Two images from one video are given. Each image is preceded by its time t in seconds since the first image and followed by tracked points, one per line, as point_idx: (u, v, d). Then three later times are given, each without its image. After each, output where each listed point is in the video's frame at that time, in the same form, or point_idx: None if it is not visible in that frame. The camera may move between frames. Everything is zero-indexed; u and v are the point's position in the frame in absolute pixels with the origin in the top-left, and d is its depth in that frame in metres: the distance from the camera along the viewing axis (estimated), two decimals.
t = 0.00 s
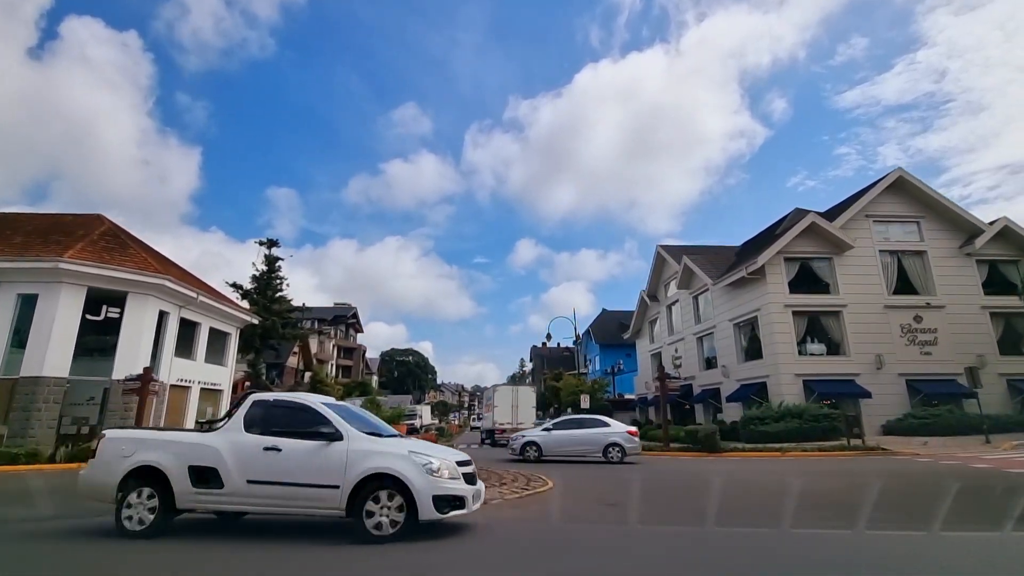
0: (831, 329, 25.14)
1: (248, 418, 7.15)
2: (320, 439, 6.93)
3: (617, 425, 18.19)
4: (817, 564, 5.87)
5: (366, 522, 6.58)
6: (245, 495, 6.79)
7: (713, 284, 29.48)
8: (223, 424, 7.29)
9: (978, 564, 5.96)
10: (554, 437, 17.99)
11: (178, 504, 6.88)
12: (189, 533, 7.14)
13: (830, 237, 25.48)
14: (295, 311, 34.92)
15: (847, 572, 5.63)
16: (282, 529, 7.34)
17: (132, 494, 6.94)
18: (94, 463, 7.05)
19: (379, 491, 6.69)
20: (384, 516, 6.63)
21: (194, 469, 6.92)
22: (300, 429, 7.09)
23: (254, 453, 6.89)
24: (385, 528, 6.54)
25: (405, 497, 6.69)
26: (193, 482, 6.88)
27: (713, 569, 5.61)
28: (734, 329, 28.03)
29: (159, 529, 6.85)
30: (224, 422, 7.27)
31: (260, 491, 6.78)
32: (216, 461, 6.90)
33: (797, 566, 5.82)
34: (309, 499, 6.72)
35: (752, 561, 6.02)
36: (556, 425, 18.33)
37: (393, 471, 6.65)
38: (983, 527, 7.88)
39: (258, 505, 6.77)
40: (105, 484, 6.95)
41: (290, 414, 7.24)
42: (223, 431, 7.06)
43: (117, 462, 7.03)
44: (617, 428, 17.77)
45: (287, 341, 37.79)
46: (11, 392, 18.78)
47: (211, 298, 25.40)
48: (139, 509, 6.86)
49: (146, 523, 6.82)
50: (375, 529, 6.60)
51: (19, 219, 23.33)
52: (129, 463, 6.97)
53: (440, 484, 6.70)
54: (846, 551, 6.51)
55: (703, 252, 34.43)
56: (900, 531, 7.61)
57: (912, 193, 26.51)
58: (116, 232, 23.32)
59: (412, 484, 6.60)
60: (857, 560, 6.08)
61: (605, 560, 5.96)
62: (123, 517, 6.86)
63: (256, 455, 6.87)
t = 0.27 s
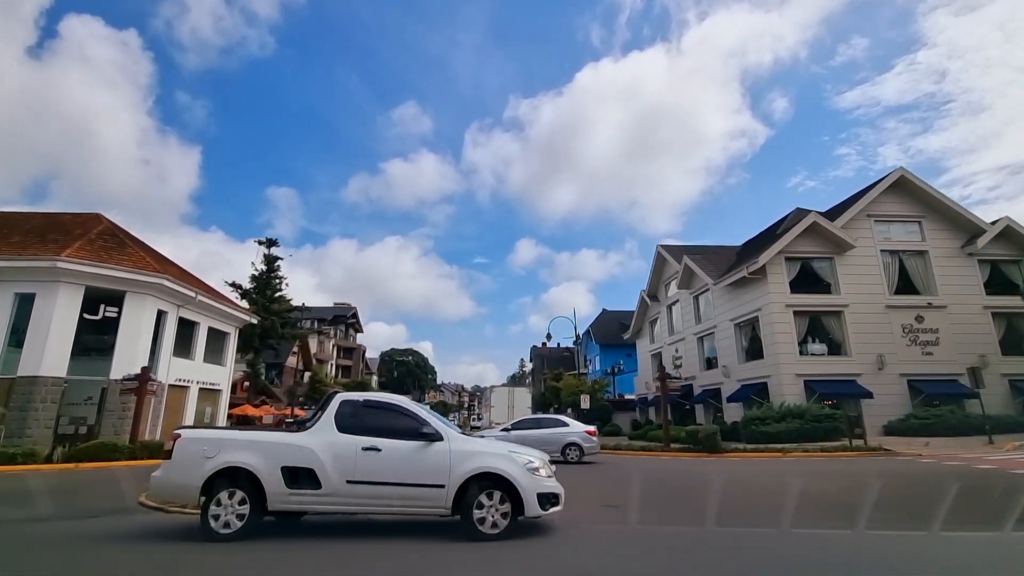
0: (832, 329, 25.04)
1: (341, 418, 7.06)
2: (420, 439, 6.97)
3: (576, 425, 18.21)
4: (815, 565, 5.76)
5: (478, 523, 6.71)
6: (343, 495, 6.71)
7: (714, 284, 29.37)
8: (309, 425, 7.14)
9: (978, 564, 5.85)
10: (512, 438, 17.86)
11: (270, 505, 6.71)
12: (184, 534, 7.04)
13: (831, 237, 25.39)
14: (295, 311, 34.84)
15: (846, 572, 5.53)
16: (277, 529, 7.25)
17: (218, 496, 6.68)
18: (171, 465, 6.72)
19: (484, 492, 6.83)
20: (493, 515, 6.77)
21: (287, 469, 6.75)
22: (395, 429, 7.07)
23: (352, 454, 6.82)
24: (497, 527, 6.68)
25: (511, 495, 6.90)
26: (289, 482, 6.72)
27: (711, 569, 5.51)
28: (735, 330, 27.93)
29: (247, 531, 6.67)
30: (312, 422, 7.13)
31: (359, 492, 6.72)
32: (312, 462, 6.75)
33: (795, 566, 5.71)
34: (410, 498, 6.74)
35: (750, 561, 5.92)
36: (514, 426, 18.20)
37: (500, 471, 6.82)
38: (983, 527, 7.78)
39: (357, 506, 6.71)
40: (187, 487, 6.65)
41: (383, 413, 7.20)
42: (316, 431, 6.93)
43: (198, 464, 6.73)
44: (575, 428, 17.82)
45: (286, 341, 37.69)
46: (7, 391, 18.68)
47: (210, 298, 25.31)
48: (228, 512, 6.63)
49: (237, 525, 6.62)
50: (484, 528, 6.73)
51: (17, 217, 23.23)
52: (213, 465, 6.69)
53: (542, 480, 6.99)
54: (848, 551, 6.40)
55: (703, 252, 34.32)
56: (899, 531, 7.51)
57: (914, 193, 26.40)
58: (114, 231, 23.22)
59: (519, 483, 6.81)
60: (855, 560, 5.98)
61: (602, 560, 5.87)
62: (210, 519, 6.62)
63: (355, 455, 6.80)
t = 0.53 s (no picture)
0: (833, 329, 24.98)
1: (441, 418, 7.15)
2: (520, 440, 7.12)
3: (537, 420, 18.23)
4: (815, 565, 5.70)
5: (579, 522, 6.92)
6: (450, 494, 6.82)
7: (714, 284, 29.33)
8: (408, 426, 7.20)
9: (978, 564, 5.79)
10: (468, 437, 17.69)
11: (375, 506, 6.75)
12: (181, 534, 6.98)
13: (833, 237, 25.30)
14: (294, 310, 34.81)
15: (846, 572, 5.46)
16: (276, 530, 7.21)
17: (322, 495, 6.66)
18: (272, 464, 6.64)
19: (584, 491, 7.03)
20: (592, 512, 7.01)
21: (392, 470, 6.80)
22: (495, 430, 7.21)
23: (456, 454, 6.94)
24: (595, 524, 6.92)
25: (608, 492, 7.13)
26: (395, 483, 6.76)
27: (711, 569, 5.46)
28: (735, 330, 27.87)
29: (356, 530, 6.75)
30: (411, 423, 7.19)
31: (465, 491, 6.85)
32: (416, 462, 6.81)
33: (794, 566, 5.66)
34: (512, 497, 6.90)
35: (749, 561, 5.85)
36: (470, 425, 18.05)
37: (600, 471, 7.05)
38: (983, 527, 7.71)
39: (462, 504, 6.84)
40: (290, 486, 6.60)
41: (482, 415, 7.32)
42: (420, 431, 6.99)
43: (300, 464, 6.68)
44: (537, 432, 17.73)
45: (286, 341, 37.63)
46: (5, 391, 18.61)
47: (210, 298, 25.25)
48: (336, 511, 6.65)
49: (343, 527, 6.65)
50: (582, 524, 6.97)
51: (15, 217, 23.14)
52: (317, 465, 6.65)
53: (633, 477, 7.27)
54: (850, 551, 6.35)
55: (704, 252, 34.26)
56: (898, 531, 7.45)
57: (915, 193, 26.34)
58: (113, 231, 23.17)
59: (618, 483, 7.05)
60: (855, 560, 5.91)
61: (602, 560, 5.81)
62: (316, 518, 6.61)
63: (460, 456, 6.92)
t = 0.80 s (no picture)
0: (833, 329, 24.96)
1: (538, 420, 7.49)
2: (613, 441, 7.52)
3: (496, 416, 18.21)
4: (816, 565, 5.66)
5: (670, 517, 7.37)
6: (552, 492, 7.13)
7: (714, 284, 29.32)
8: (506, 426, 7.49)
9: (978, 564, 5.76)
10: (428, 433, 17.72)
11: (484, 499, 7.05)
12: (179, 534, 6.94)
13: (833, 237, 25.28)
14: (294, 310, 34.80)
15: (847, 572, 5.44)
16: (275, 530, 7.18)
17: (435, 493, 6.86)
18: (386, 464, 6.81)
19: (671, 488, 7.49)
20: (679, 507, 7.46)
21: (498, 469, 7.06)
22: (587, 431, 7.60)
23: (557, 453, 7.26)
24: (685, 518, 7.37)
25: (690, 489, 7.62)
26: (501, 480, 7.03)
27: (711, 569, 5.43)
28: (735, 330, 27.85)
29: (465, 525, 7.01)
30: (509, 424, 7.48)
31: (566, 488, 7.17)
32: (520, 460, 7.10)
33: (794, 566, 5.62)
34: (608, 494, 7.27)
35: (750, 561, 5.82)
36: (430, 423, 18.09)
37: (685, 469, 7.50)
38: (983, 527, 7.69)
39: (562, 501, 7.16)
40: (403, 484, 6.79)
41: (573, 416, 7.71)
42: (521, 431, 7.29)
43: (412, 463, 6.88)
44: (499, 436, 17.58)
45: (286, 341, 37.61)
46: (5, 391, 18.59)
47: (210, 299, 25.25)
48: (449, 508, 6.87)
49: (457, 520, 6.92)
50: (670, 518, 7.42)
51: (15, 217, 23.11)
52: (429, 464, 6.86)
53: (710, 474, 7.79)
54: (851, 551, 6.32)
55: (704, 252, 34.25)
56: (898, 531, 7.43)
57: (915, 193, 26.32)
58: (112, 231, 23.16)
59: (701, 480, 7.52)
60: (856, 560, 5.88)
61: (601, 560, 5.79)
62: (430, 515, 6.82)
63: (560, 455, 7.25)
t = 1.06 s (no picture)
0: (833, 330, 24.96)
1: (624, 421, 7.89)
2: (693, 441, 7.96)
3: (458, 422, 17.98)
4: (816, 565, 5.66)
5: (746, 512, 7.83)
6: (644, 490, 7.54)
7: (714, 284, 29.32)
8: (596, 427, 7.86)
9: (978, 563, 5.77)
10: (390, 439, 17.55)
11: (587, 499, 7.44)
12: (179, 535, 6.95)
13: (833, 237, 25.28)
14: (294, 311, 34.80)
15: (849, 572, 5.43)
16: (275, 531, 7.18)
17: (543, 493, 7.20)
18: (495, 465, 7.08)
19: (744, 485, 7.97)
20: (753, 503, 7.93)
21: (597, 469, 7.44)
22: (669, 432, 8.03)
23: (646, 453, 7.70)
24: (760, 512, 7.87)
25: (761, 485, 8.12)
26: (600, 480, 7.41)
27: (712, 569, 5.43)
28: (735, 330, 27.86)
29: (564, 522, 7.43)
30: (599, 426, 7.84)
31: (657, 486, 7.61)
32: (616, 461, 7.50)
33: (795, 566, 5.62)
34: (692, 492, 7.72)
35: (751, 561, 5.81)
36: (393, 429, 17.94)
37: (756, 466, 8.04)
38: (983, 527, 7.70)
39: (653, 498, 7.56)
40: (512, 485, 7.10)
41: (655, 419, 8.13)
42: (614, 433, 7.67)
43: (519, 463, 7.17)
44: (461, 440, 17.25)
45: (286, 342, 37.60)
46: (5, 391, 18.59)
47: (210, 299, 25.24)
48: (556, 506, 7.24)
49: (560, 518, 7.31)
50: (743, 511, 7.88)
51: (15, 217, 23.11)
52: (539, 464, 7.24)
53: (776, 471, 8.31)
54: (851, 551, 6.32)
55: (703, 253, 34.25)
56: (898, 531, 7.43)
57: (916, 193, 26.31)
58: (112, 231, 23.16)
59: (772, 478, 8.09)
60: (855, 560, 5.88)
61: (602, 560, 5.77)
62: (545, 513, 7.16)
63: (650, 455, 7.67)
